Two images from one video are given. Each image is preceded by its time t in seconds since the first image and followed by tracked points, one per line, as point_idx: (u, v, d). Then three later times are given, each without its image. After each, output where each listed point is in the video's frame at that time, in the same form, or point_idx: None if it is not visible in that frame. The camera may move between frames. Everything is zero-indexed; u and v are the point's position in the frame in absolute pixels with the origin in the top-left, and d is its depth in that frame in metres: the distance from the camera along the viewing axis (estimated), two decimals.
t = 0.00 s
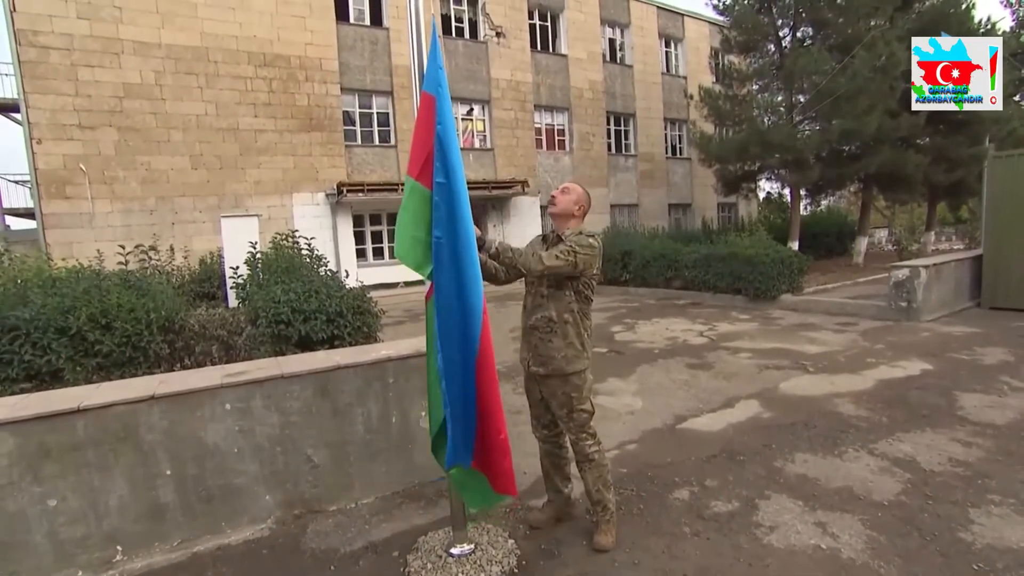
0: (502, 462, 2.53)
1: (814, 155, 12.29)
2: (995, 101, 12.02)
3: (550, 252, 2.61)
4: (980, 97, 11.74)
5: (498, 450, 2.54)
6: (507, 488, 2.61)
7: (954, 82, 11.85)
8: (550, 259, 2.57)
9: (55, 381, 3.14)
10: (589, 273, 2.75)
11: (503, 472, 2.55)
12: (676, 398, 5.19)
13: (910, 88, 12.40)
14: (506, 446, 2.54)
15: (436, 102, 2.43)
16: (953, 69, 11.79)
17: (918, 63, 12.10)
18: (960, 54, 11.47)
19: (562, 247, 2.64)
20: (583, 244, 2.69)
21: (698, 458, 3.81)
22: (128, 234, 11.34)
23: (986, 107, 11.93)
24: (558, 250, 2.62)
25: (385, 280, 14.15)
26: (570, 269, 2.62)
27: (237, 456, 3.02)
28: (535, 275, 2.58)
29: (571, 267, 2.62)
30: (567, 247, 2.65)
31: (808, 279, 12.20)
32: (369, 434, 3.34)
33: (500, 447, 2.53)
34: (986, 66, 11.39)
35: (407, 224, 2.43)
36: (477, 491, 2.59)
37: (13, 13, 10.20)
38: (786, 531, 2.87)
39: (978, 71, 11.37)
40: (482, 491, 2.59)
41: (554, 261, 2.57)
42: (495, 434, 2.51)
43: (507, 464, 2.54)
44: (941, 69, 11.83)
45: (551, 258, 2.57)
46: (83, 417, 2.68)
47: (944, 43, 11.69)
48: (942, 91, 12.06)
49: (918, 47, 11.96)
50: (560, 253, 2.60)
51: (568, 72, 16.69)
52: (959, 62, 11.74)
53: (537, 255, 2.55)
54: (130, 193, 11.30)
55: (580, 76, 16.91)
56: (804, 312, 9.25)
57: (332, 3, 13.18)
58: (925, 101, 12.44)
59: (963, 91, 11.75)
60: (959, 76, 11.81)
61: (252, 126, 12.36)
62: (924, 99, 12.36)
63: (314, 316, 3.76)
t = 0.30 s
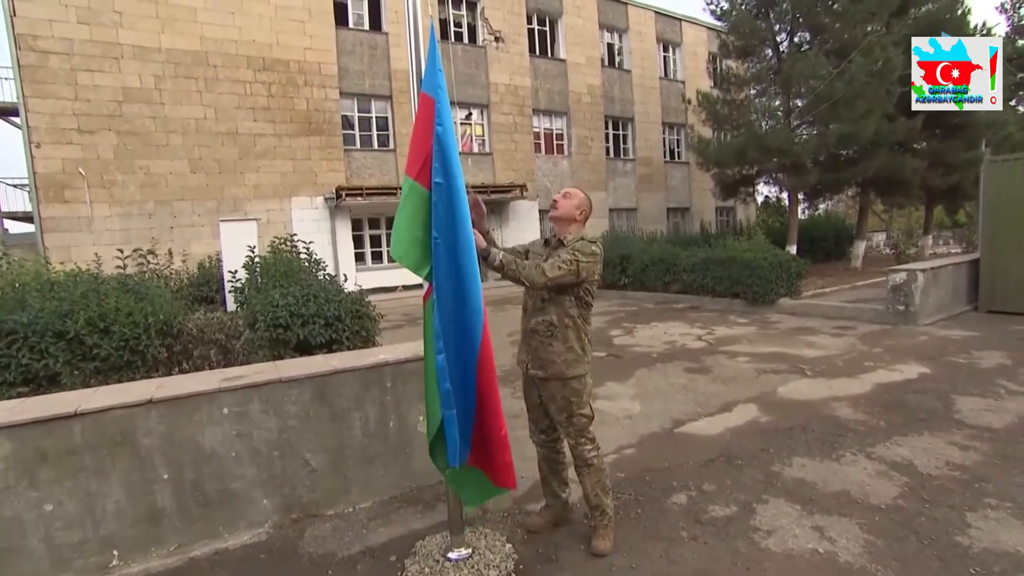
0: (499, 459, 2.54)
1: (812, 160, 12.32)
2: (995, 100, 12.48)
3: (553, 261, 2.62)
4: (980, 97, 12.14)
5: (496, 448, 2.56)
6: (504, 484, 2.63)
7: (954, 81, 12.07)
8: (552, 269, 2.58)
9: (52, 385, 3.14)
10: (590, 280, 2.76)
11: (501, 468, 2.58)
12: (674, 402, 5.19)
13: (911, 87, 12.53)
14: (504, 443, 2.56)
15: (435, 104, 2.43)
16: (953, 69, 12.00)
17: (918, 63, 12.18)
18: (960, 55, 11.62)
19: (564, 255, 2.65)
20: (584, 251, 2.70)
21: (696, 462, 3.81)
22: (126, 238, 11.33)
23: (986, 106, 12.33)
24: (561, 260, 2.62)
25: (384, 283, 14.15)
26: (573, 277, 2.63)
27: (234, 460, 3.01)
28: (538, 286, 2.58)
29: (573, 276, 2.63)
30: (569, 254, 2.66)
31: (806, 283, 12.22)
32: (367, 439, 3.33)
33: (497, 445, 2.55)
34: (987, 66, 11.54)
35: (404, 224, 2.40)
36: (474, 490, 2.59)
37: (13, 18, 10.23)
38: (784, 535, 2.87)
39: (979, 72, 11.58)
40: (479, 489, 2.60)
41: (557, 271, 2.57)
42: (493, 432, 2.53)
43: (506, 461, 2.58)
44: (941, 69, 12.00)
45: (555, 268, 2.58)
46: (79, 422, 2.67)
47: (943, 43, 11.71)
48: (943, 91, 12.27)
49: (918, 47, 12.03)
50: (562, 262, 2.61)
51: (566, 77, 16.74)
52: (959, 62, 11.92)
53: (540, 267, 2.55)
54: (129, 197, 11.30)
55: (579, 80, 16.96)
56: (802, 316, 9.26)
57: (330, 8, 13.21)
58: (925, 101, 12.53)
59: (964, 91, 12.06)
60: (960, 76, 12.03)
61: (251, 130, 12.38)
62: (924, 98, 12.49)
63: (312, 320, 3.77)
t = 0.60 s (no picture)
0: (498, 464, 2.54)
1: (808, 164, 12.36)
2: (994, 101, 12.63)
3: (555, 267, 2.62)
4: (980, 97, 12.17)
5: (495, 452, 2.56)
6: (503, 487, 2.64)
7: (954, 81, 12.23)
8: (553, 275, 2.58)
9: (49, 393, 3.13)
10: (590, 286, 2.76)
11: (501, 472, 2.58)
12: (672, 406, 5.18)
13: (910, 88, 12.52)
14: (503, 448, 2.56)
15: (434, 109, 2.44)
16: (953, 69, 12.13)
17: (917, 63, 12.26)
18: (960, 54, 11.84)
19: (566, 261, 2.65)
20: (586, 257, 2.70)
21: (694, 467, 3.81)
22: (124, 243, 11.31)
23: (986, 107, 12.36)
24: (562, 266, 2.62)
25: (382, 288, 14.16)
26: (573, 284, 2.64)
27: (232, 466, 3.00)
28: (539, 293, 2.59)
29: (574, 283, 2.64)
30: (570, 261, 2.66)
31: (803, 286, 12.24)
32: (365, 444, 3.33)
33: (497, 449, 2.55)
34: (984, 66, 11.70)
35: (404, 227, 2.40)
36: (473, 494, 2.60)
37: (12, 24, 10.25)
38: (782, 539, 2.87)
39: (978, 71, 11.76)
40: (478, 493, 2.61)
41: (558, 278, 2.57)
42: (492, 435, 2.54)
43: (506, 465, 2.58)
44: (941, 69, 12.17)
45: (556, 275, 2.58)
46: (76, 429, 2.66)
47: (944, 43, 11.94)
48: (942, 91, 12.37)
49: (918, 47, 12.13)
50: (563, 269, 2.61)
51: (563, 82, 16.79)
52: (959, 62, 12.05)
53: (541, 274, 2.56)
54: (126, 203, 11.29)
55: (575, 85, 17.01)
56: (799, 320, 9.28)
57: (328, 14, 13.25)
58: (925, 101, 12.56)
59: (964, 91, 12.15)
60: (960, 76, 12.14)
61: (248, 136, 12.38)
62: (925, 99, 12.52)
63: (310, 326, 3.76)
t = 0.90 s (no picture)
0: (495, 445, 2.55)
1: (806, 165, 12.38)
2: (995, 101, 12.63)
3: (559, 271, 2.62)
4: (980, 97, 12.15)
5: (492, 433, 2.57)
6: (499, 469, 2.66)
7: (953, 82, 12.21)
8: (558, 279, 2.59)
9: (46, 396, 3.13)
10: (592, 288, 2.76)
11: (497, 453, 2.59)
12: (671, 408, 5.18)
13: (910, 88, 12.50)
14: (500, 429, 2.57)
15: (432, 91, 2.46)
16: (953, 69, 12.11)
17: (918, 63, 12.29)
18: (960, 54, 11.82)
19: (569, 265, 2.66)
20: (588, 259, 2.71)
21: (693, 468, 3.81)
22: (122, 246, 11.30)
23: (986, 107, 12.33)
24: (566, 270, 2.63)
25: (381, 291, 14.16)
26: (578, 288, 2.65)
27: (231, 469, 3.00)
28: (544, 297, 2.59)
29: (578, 286, 2.64)
30: (573, 264, 2.66)
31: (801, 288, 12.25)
32: (364, 447, 3.32)
33: (493, 429, 2.56)
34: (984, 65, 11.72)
35: (404, 207, 2.40)
36: (469, 476, 2.59)
37: (9, 27, 10.25)
38: (781, 541, 2.87)
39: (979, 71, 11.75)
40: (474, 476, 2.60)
41: (562, 282, 2.58)
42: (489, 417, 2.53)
43: (503, 446, 2.59)
44: (941, 70, 12.14)
45: (561, 279, 2.59)
46: (73, 432, 2.66)
47: (944, 44, 11.94)
48: (942, 91, 12.33)
49: (918, 47, 12.18)
50: (567, 272, 2.62)
51: (562, 84, 16.81)
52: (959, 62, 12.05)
53: (546, 278, 2.57)
54: (124, 205, 11.28)
55: (574, 88, 17.04)
56: (798, 321, 9.29)
57: (327, 17, 13.26)
58: (925, 101, 12.54)
59: (964, 91, 12.12)
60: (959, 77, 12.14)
61: (247, 138, 12.38)
62: (924, 99, 12.47)
63: (309, 328, 3.76)
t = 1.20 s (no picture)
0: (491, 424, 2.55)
1: (801, 168, 12.43)
2: (994, 101, 13.03)
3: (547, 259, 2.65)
4: (980, 96, 12.66)
5: (488, 412, 2.58)
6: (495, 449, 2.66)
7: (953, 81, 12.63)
8: (546, 264, 2.62)
9: (38, 399, 3.11)
10: (582, 283, 2.76)
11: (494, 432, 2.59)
12: (666, 410, 5.19)
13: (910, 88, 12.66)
14: (496, 408, 2.58)
15: (426, 70, 2.46)
16: (953, 69, 12.50)
17: (918, 63, 12.44)
18: (960, 54, 12.10)
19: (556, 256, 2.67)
20: (576, 254, 2.71)
21: (688, 471, 3.81)
22: (115, 248, 11.24)
23: (986, 107, 12.82)
24: (553, 258, 2.65)
25: (375, 293, 14.10)
26: (565, 277, 2.64)
27: (225, 473, 2.99)
28: (531, 281, 2.62)
29: (565, 276, 2.64)
30: (561, 256, 2.68)
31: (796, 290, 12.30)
32: (359, 450, 3.32)
33: (489, 408, 2.56)
34: (984, 65, 12.14)
35: (397, 185, 2.40)
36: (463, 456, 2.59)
37: (3, 27, 10.20)
38: (776, 543, 2.87)
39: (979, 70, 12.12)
40: (469, 456, 2.61)
41: (551, 267, 2.60)
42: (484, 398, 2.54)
43: (498, 425, 2.59)
44: (941, 69, 12.40)
45: (549, 264, 2.61)
46: (66, 435, 2.64)
47: (944, 44, 12.11)
48: (943, 91, 12.60)
49: (918, 47, 12.31)
50: (556, 260, 2.64)
51: (558, 87, 16.85)
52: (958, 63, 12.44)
53: (534, 261, 2.60)
54: (118, 207, 11.22)
55: (569, 90, 17.07)
56: (793, 324, 9.32)
57: (323, 19, 13.26)
58: (925, 101, 12.70)
59: (963, 91, 12.61)
60: (959, 76, 12.53)
61: (243, 140, 12.35)
62: (925, 98, 12.66)
63: (305, 331, 3.75)
